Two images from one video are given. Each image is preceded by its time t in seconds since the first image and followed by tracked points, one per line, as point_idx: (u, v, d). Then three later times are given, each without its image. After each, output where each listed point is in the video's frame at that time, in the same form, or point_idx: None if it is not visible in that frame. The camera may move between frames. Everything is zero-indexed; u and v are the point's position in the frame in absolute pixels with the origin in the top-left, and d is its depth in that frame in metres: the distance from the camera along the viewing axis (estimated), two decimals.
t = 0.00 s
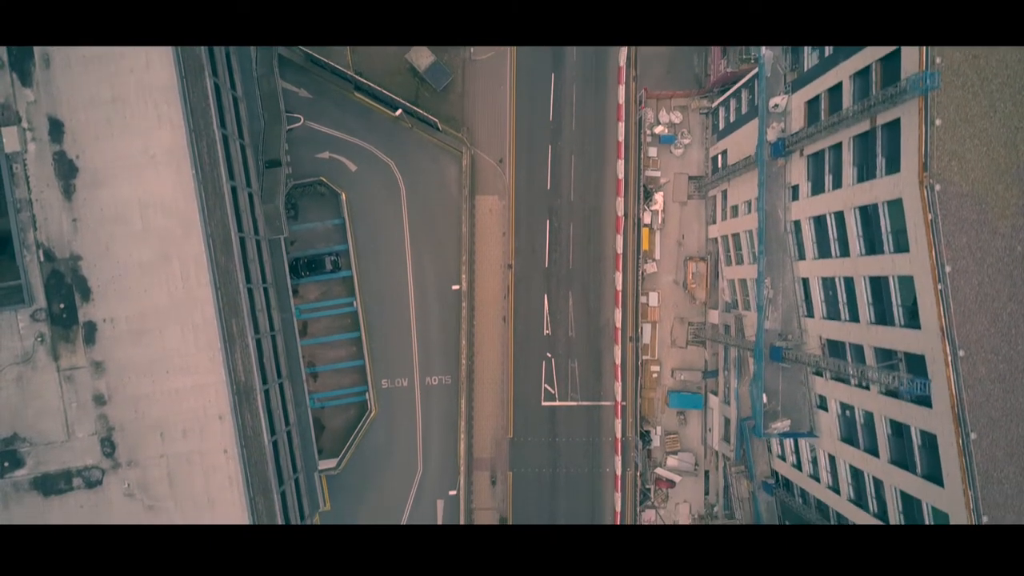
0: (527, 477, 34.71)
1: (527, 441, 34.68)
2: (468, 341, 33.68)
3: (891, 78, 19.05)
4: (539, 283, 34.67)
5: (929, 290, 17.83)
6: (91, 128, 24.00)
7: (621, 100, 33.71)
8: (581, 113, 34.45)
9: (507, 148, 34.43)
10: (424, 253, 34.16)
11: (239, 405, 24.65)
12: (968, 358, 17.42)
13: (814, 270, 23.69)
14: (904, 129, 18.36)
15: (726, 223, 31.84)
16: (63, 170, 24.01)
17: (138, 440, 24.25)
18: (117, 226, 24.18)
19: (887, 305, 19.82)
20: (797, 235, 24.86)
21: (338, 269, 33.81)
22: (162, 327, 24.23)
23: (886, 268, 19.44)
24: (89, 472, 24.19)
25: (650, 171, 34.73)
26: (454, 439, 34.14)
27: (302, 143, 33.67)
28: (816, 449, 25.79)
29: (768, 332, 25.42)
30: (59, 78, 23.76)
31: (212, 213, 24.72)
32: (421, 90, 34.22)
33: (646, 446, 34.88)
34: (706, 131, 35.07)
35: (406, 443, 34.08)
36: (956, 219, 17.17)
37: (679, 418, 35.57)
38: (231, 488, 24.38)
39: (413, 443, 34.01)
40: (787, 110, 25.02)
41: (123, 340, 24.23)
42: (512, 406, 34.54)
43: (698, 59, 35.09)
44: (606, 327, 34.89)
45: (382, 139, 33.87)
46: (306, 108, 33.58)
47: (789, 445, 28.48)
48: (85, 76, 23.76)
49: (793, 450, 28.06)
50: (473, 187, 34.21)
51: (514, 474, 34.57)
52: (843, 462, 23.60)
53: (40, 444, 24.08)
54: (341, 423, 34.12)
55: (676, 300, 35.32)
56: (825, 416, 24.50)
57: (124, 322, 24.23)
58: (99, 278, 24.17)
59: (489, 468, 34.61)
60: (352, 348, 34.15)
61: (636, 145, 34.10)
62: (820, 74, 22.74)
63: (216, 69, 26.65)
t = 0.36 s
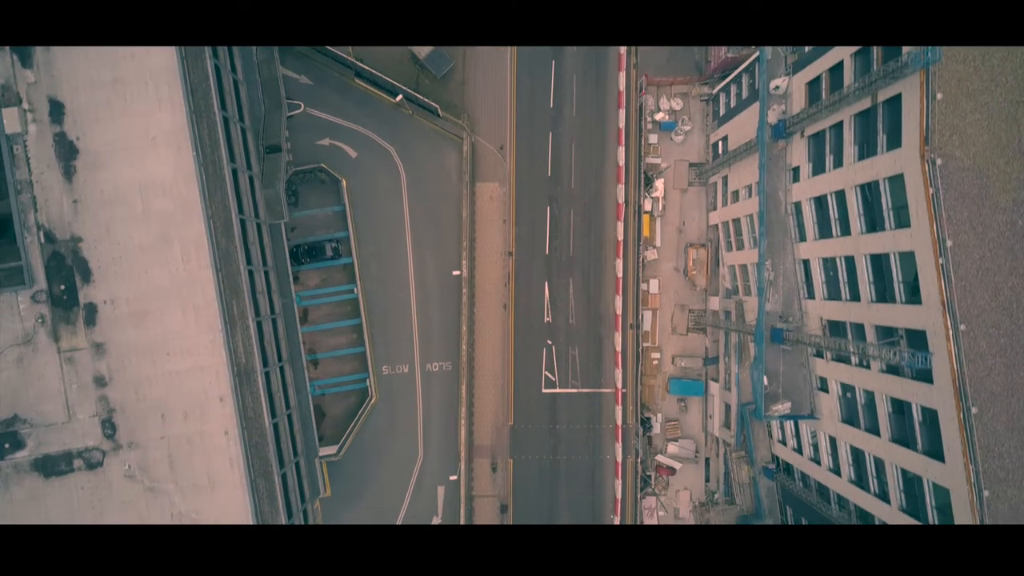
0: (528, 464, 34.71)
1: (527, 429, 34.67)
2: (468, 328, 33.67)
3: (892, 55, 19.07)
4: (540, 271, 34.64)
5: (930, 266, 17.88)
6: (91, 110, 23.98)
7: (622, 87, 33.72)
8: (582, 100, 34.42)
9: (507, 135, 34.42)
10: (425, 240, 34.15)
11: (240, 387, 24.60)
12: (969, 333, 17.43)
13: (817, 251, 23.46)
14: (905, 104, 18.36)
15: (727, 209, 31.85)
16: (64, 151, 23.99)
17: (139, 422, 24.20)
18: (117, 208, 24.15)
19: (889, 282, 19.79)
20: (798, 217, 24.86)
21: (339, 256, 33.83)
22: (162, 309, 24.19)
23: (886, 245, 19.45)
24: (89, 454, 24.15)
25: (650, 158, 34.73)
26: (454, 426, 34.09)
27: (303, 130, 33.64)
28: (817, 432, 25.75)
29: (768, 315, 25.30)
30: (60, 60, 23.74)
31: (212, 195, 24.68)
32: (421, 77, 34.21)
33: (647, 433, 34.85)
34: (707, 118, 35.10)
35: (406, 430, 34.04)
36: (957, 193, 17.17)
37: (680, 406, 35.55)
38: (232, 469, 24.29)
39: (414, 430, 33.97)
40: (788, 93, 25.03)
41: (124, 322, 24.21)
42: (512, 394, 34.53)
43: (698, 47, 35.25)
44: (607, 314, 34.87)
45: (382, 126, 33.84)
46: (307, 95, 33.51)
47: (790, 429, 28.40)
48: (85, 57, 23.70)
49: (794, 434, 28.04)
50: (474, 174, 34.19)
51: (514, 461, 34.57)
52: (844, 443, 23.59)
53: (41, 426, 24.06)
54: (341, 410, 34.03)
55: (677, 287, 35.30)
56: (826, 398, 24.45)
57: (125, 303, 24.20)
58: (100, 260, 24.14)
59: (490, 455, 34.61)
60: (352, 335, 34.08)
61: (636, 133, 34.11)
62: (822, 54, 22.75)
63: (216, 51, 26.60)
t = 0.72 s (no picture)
0: (528, 451, 34.72)
1: (527, 416, 34.66)
2: (469, 315, 33.67)
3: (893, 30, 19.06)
4: (540, 257, 34.61)
5: (931, 239, 17.83)
6: (91, 90, 23.95)
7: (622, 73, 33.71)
8: (582, 86, 34.38)
9: (507, 121, 34.40)
10: (425, 226, 34.14)
11: (240, 368, 24.59)
12: (971, 306, 17.33)
13: (816, 232, 23.67)
14: (906, 78, 18.33)
15: (727, 195, 31.89)
16: (64, 132, 23.97)
17: (139, 403, 24.21)
18: (118, 189, 24.14)
19: (889, 258, 19.77)
20: (799, 198, 24.86)
21: (340, 242, 33.78)
22: (163, 290, 24.19)
23: (886, 220, 19.48)
24: (90, 434, 24.14)
25: (650, 145, 34.74)
26: (455, 412, 34.07)
27: (303, 116, 33.61)
28: (817, 414, 25.75)
29: (768, 297, 25.31)
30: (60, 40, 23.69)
31: (212, 175, 24.67)
32: (421, 63, 34.16)
33: (647, 419, 34.87)
34: (708, 105, 35.11)
35: (407, 416, 34.05)
36: (958, 166, 17.13)
37: (680, 392, 35.55)
38: (233, 451, 24.30)
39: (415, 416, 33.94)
40: (788, 74, 25.01)
41: (124, 302, 24.20)
42: (512, 381, 34.52)
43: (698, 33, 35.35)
44: (607, 301, 34.86)
45: (382, 112, 33.82)
46: (307, 81, 33.46)
47: (790, 413, 28.38)
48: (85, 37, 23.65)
49: (794, 417, 28.01)
50: (474, 160, 34.20)
51: (514, 448, 34.57)
52: (845, 423, 23.59)
53: (42, 407, 24.07)
54: (341, 396, 34.03)
55: (677, 274, 35.29)
56: (828, 379, 24.40)
57: (125, 285, 24.19)
58: (100, 241, 24.12)
59: (490, 441, 34.66)
60: (353, 321, 34.06)
61: (636, 120, 34.02)
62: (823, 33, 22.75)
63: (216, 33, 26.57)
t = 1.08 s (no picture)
0: (529, 437, 34.69)
1: (528, 402, 34.64)
2: (470, 300, 33.64)
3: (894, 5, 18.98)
4: (541, 243, 34.57)
5: (932, 211, 17.76)
6: (92, 70, 23.91)
7: (623, 58, 33.68)
8: (583, 72, 34.33)
9: (508, 107, 34.35)
10: (426, 212, 34.12)
11: (241, 348, 24.59)
12: (972, 279, 17.27)
13: (815, 212, 23.85)
14: (907, 51, 18.30)
15: (728, 179, 31.89)
16: (64, 112, 23.94)
17: (140, 382, 24.19)
18: (119, 169, 24.11)
19: (890, 233, 19.79)
20: (800, 178, 24.87)
21: (340, 228, 33.82)
22: (164, 270, 24.16)
23: (887, 195, 19.51)
24: (91, 415, 24.10)
25: (651, 130, 34.72)
26: (455, 398, 34.08)
27: (304, 101, 33.60)
28: (818, 395, 25.77)
29: (771, 277, 25.21)
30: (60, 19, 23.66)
31: (213, 155, 24.64)
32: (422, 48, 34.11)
33: (648, 404, 34.86)
34: (708, 91, 35.12)
35: (408, 402, 34.04)
36: (960, 138, 17.10)
37: (680, 378, 35.55)
38: (234, 430, 24.29)
39: (416, 402, 33.92)
40: (789, 54, 24.80)
41: (125, 282, 24.17)
42: (513, 366, 34.52)
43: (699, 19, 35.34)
44: (608, 287, 34.83)
45: (383, 98, 33.79)
46: (307, 67, 33.43)
47: (792, 396, 28.31)
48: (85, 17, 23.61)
49: (795, 400, 27.98)
50: (474, 146, 34.18)
51: (515, 434, 34.56)
52: (846, 403, 23.59)
53: (43, 387, 24.07)
54: (342, 382, 34.01)
55: (678, 260, 35.22)
56: (829, 359, 24.41)
57: (126, 265, 24.16)
58: (101, 220, 24.10)
59: (491, 427, 34.68)
60: (353, 307, 34.03)
61: (637, 97, 33.86)
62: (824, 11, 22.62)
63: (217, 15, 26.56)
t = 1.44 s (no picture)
0: (529, 423, 34.72)
1: (529, 387, 34.65)
2: (470, 286, 33.62)
3: None
4: (542, 228, 34.56)
5: (935, 182, 17.73)
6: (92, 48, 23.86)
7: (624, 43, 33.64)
8: (584, 56, 34.26)
9: (509, 92, 34.26)
10: (426, 197, 34.09)
11: (242, 327, 24.52)
12: (974, 251, 17.13)
13: (818, 189, 23.69)
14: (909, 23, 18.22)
15: (730, 162, 31.82)
16: (65, 91, 23.91)
17: (141, 361, 24.17)
18: (119, 148, 24.09)
19: (892, 207, 19.75)
20: (800, 157, 24.84)
21: (340, 213, 33.65)
22: (164, 249, 24.14)
23: (889, 169, 19.52)
24: (92, 393, 24.10)
25: (652, 115, 34.62)
26: (456, 383, 34.07)
27: (304, 87, 33.58)
28: (819, 375, 25.76)
29: (772, 257, 25.15)
30: None
31: (213, 134, 24.58)
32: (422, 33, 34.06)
33: (649, 389, 34.83)
34: (709, 76, 35.05)
35: (409, 387, 34.02)
36: (962, 109, 17.00)
37: (681, 363, 35.42)
38: (234, 409, 24.26)
39: (417, 388, 33.90)
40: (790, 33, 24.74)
41: (126, 261, 24.15)
42: (514, 351, 34.52)
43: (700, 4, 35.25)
44: (609, 272, 34.81)
45: (384, 83, 33.77)
46: (308, 52, 33.42)
47: (793, 378, 28.25)
48: None
49: (796, 382, 27.99)
50: (475, 131, 34.13)
51: (516, 419, 34.57)
52: (847, 381, 23.58)
53: (44, 366, 24.08)
54: (343, 367, 33.93)
55: (678, 245, 35.13)
56: (830, 338, 24.36)
57: (127, 244, 24.14)
58: (102, 199, 24.09)
59: (492, 413, 34.63)
60: (354, 292, 33.96)
61: (638, 88, 34.26)
62: None
63: None
